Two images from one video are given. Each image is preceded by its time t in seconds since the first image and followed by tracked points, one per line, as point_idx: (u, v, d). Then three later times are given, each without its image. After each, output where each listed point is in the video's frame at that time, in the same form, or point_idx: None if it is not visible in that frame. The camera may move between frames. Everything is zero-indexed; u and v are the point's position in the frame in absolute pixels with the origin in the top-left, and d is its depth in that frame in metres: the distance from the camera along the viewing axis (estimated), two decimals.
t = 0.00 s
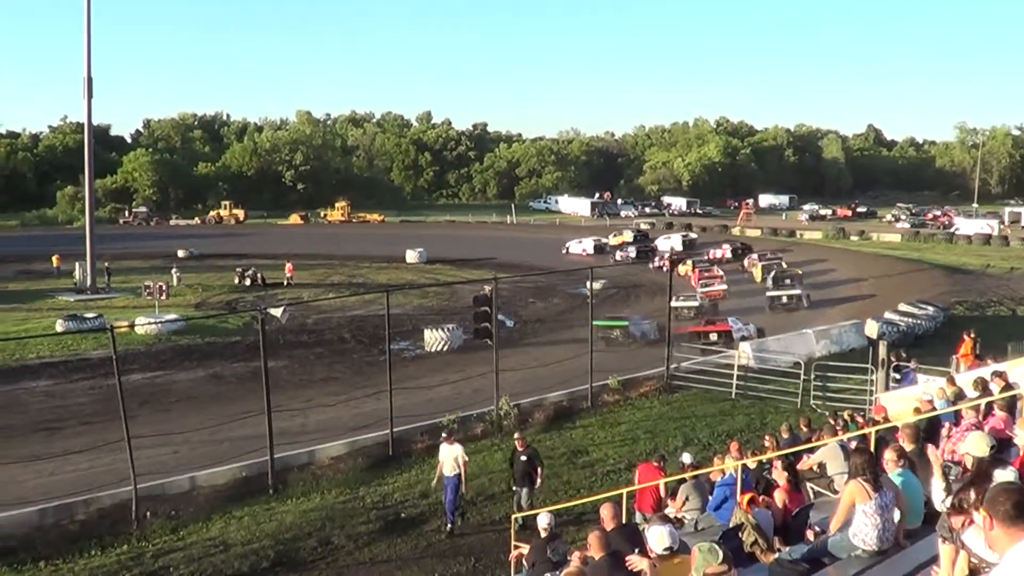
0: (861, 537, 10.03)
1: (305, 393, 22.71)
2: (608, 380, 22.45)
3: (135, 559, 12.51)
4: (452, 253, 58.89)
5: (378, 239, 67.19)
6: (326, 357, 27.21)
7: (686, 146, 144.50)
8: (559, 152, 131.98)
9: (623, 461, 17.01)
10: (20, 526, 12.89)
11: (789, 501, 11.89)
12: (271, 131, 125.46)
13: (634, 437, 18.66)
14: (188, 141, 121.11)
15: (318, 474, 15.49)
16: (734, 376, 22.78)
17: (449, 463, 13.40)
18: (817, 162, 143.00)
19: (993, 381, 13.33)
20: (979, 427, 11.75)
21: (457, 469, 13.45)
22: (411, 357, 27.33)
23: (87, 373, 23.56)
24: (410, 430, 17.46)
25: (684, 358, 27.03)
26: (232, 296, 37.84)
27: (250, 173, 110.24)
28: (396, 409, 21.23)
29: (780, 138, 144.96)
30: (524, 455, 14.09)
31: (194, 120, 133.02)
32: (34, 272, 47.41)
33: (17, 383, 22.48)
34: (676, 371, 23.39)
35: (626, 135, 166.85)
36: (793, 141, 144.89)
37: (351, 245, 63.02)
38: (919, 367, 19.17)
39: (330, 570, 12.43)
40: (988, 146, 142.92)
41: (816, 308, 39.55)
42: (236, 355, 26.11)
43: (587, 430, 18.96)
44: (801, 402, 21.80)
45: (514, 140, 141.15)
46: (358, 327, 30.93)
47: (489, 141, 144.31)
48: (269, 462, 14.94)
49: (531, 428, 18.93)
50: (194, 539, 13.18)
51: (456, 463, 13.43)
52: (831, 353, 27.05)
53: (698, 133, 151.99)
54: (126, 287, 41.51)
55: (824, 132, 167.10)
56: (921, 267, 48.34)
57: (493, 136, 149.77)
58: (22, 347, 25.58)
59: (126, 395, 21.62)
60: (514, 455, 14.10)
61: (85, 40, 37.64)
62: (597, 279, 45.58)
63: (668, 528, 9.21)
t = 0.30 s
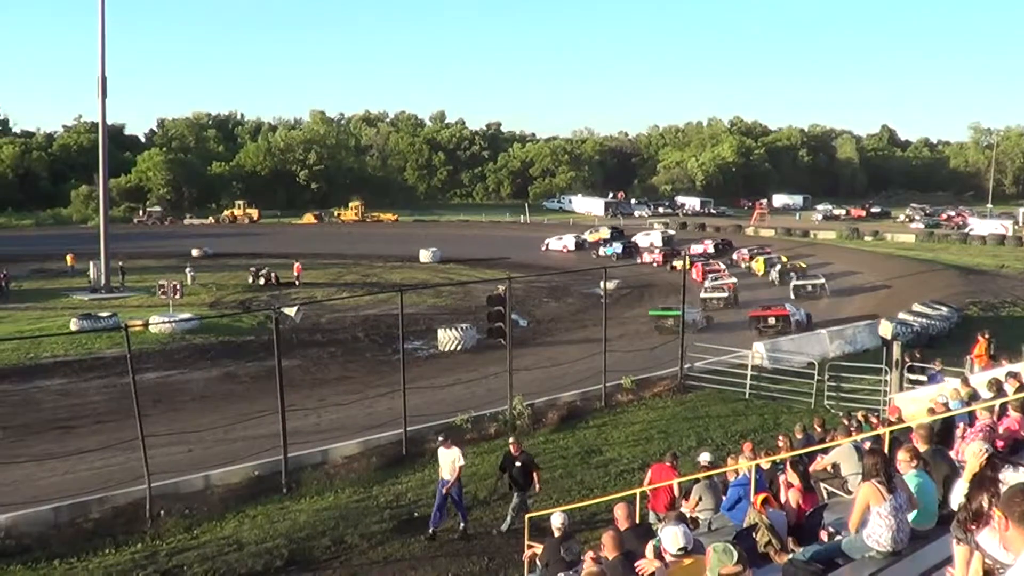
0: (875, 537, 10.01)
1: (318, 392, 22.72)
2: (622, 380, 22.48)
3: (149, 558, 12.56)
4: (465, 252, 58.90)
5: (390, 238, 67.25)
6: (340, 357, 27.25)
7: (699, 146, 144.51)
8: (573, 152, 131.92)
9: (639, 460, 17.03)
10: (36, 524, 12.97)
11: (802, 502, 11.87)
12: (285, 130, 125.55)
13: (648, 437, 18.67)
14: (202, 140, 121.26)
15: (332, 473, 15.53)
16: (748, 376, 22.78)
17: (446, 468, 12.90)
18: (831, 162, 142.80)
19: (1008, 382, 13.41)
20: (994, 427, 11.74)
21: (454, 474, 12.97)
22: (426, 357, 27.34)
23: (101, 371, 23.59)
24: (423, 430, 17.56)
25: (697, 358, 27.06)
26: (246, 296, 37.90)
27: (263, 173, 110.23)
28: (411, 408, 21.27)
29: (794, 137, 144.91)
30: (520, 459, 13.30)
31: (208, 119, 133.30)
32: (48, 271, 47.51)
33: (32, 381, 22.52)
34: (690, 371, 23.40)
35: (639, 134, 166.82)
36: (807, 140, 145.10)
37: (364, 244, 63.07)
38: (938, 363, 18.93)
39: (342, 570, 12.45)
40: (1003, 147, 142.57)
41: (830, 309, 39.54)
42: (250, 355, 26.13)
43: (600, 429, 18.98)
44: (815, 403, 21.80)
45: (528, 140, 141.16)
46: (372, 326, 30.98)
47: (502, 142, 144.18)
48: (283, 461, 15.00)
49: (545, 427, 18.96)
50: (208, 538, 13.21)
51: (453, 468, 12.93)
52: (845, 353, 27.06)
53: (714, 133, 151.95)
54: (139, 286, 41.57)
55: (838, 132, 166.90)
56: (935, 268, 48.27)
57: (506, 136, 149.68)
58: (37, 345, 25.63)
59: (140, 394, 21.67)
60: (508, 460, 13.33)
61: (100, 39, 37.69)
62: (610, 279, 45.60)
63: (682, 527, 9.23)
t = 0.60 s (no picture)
0: (891, 537, 9.96)
1: (333, 392, 22.70)
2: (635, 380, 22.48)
3: (165, 558, 12.56)
4: (478, 252, 58.95)
5: (403, 239, 67.32)
6: (355, 357, 27.25)
7: (713, 146, 144.71)
8: (587, 152, 132.00)
9: (655, 460, 17.03)
10: (51, 525, 12.97)
11: (817, 501, 11.83)
12: (299, 130, 125.82)
13: (662, 437, 18.66)
14: (215, 140, 121.61)
15: (347, 473, 15.54)
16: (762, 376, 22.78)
17: (442, 472, 12.66)
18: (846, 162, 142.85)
19: None
20: (1010, 426, 11.72)
21: (451, 480, 12.73)
22: (441, 357, 27.33)
23: (116, 372, 23.60)
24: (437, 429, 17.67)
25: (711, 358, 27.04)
26: (261, 296, 37.93)
27: (277, 173, 110.45)
28: (426, 408, 21.27)
29: (808, 136, 145.08)
30: (513, 463, 12.99)
31: (221, 119, 133.60)
32: (63, 271, 47.61)
33: (47, 382, 22.53)
34: (704, 371, 23.38)
35: (653, 133, 166.99)
36: (821, 139, 145.38)
37: (377, 245, 63.16)
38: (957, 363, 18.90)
39: (357, 569, 12.45)
40: (1018, 146, 142.36)
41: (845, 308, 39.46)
42: (265, 355, 26.13)
43: (614, 429, 18.97)
44: (829, 402, 21.79)
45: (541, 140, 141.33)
46: (386, 326, 30.99)
47: (515, 142, 144.36)
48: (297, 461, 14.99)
49: (558, 427, 18.97)
50: (223, 538, 13.22)
51: (449, 474, 12.68)
52: (859, 353, 27.04)
53: (729, 132, 152.20)
54: (154, 286, 41.63)
55: (852, 131, 166.84)
56: (949, 267, 48.13)
57: (520, 136, 149.78)
58: (52, 345, 25.66)
59: (155, 395, 21.67)
60: (502, 464, 13.01)
61: (114, 39, 37.76)
62: (623, 278, 45.59)
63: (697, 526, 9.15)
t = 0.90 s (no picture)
0: (905, 544, 9.82)
1: (344, 396, 22.60)
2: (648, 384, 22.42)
3: (173, 562, 12.47)
4: (488, 255, 58.87)
5: (413, 241, 67.29)
6: (366, 360, 27.17)
7: (727, 147, 144.84)
8: (600, 154, 131.91)
9: (668, 465, 16.97)
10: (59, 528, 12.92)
11: (830, 507, 11.73)
12: (310, 132, 125.86)
13: (675, 442, 18.57)
14: (225, 141, 121.73)
15: (357, 478, 15.48)
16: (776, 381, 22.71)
17: (438, 481, 12.44)
18: (860, 165, 142.86)
19: None
20: None
21: (447, 488, 12.47)
22: (454, 360, 27.25)
23: (124, 374, 23.52)
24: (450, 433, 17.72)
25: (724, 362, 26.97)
26: (271, 298, 37.84)
27: (288, 174, 110.53)
28: (438, 412, 21.20)
29: (823, 139, 145.21)
30: (501, 473, 12.50)
31: (231, 121, 133.64)
32: (72, 272, 47.57)
33: (56, 384, 22.45)
34: (717, 375, 23.32)
35: (667, 135, 167.05)
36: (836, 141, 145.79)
37: (388, 247, 63.12)
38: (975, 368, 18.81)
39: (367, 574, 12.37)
40: None
41: (860, 312, 39.29)
42: (274, 358, 26.04)
43: (627, 434, 18.90)
44: (843, 407, 21.70)
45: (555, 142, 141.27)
46: (398, 330, 30.90)
47: (528, 144, 144.29)
48: (307, 465, 14.92)
49: (571, 432, 18.92)
50: (232, 542, 13.14)
51: (447, 482, 12.42)
52: (875, 357, 26.96)
53: (743, 134, 152.28)
54: (163, 288, 41.58)
55: (867, 133, 166.75)
56: (965, 271, 47.93)
57: (533, 138, 149.79)
58: (60, 347, 25.58)
59: (163, 397, 21.59)
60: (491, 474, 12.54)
61: (124, 40, 37.75)
62: (636, 282, 45.49)
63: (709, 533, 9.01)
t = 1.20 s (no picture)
0: (919, 557, 9.17)
1: (341, 402, 22.19)
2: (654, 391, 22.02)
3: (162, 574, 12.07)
4: (488, 258, 58.47)
5: (411, 243, 66.84)
6: (364, 365, 26.75)
7: (738, 148, 144.63)
8: (606, 155, 131.53)
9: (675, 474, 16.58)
10: (43, 539, 12.50)
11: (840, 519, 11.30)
12: (309, 130, 125.30)
13: (682, 451, 18.20)
14: (220, 140, 121.28)
15: (353, 487, 15.11)
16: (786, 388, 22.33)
17: (421, 496, 12.08)
18: (874, 167, 142.68)
19: None
20: None
21: (428, 504, 12.13)
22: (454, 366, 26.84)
23: (113, 380, 23.06)
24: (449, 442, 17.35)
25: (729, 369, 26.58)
26: (265, 302, 37.39)
27: (283, 173, 110.05)
28: (439, 419, 20.79)
29: (837, 139, 145.09)
30: (484, 483, 12.37)
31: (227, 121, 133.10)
32: (61, 274, 47.02)
33: (43, 390, 21.99)
34: (726, 383, 22.93)
35: (675, 136, 166.90)
36: (850, 141, 145.84)
37: (387, 249, 62.67)
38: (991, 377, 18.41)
39: None
40: None
41: (870, 317, 38.90)
42: (268, 363, 25.61)
43: (632, 442, 18.52)
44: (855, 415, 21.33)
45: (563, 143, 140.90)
46: (397, 334, 30.49)
47: (532, 144, 143.85)
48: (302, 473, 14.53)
49: (575, 440, 18.53)
50: (223, 553, 12.73)
51: (428, 498, 12.11)
52: (887, 364, 26.60)
53: (754, 134, 152.07)
54: (155, 290, 41.09)
55: (881, 134, 166.58)
56: (975, 276, 47.55)
57: (535, 139, 149.36)
58: (47, 351, 25.11)
59: (154, 404, 21.15)
60: (473, 485, 12.37)
61: (115, 40, 37.36)
62: (640, 286, 45.06)
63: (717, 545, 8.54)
